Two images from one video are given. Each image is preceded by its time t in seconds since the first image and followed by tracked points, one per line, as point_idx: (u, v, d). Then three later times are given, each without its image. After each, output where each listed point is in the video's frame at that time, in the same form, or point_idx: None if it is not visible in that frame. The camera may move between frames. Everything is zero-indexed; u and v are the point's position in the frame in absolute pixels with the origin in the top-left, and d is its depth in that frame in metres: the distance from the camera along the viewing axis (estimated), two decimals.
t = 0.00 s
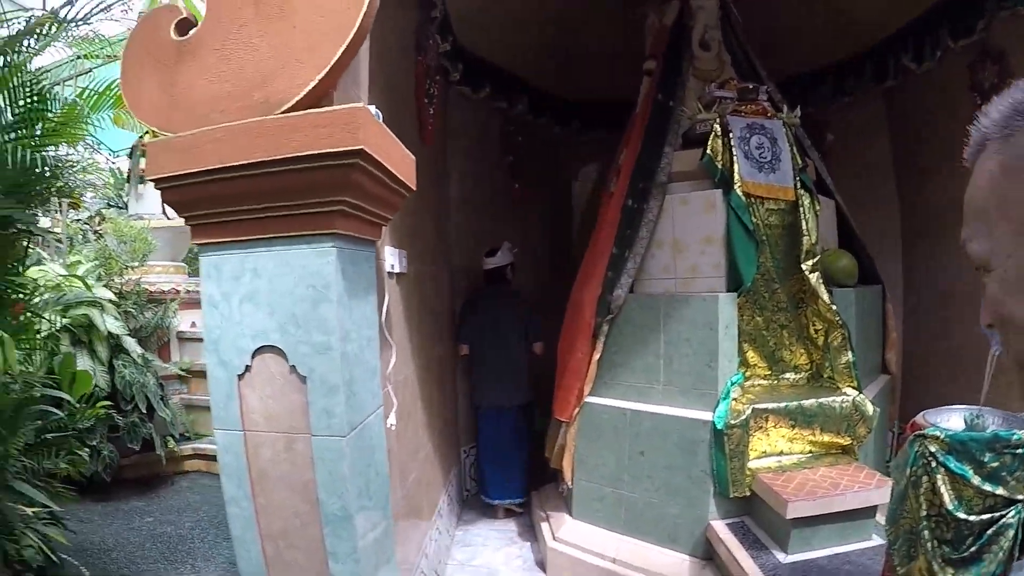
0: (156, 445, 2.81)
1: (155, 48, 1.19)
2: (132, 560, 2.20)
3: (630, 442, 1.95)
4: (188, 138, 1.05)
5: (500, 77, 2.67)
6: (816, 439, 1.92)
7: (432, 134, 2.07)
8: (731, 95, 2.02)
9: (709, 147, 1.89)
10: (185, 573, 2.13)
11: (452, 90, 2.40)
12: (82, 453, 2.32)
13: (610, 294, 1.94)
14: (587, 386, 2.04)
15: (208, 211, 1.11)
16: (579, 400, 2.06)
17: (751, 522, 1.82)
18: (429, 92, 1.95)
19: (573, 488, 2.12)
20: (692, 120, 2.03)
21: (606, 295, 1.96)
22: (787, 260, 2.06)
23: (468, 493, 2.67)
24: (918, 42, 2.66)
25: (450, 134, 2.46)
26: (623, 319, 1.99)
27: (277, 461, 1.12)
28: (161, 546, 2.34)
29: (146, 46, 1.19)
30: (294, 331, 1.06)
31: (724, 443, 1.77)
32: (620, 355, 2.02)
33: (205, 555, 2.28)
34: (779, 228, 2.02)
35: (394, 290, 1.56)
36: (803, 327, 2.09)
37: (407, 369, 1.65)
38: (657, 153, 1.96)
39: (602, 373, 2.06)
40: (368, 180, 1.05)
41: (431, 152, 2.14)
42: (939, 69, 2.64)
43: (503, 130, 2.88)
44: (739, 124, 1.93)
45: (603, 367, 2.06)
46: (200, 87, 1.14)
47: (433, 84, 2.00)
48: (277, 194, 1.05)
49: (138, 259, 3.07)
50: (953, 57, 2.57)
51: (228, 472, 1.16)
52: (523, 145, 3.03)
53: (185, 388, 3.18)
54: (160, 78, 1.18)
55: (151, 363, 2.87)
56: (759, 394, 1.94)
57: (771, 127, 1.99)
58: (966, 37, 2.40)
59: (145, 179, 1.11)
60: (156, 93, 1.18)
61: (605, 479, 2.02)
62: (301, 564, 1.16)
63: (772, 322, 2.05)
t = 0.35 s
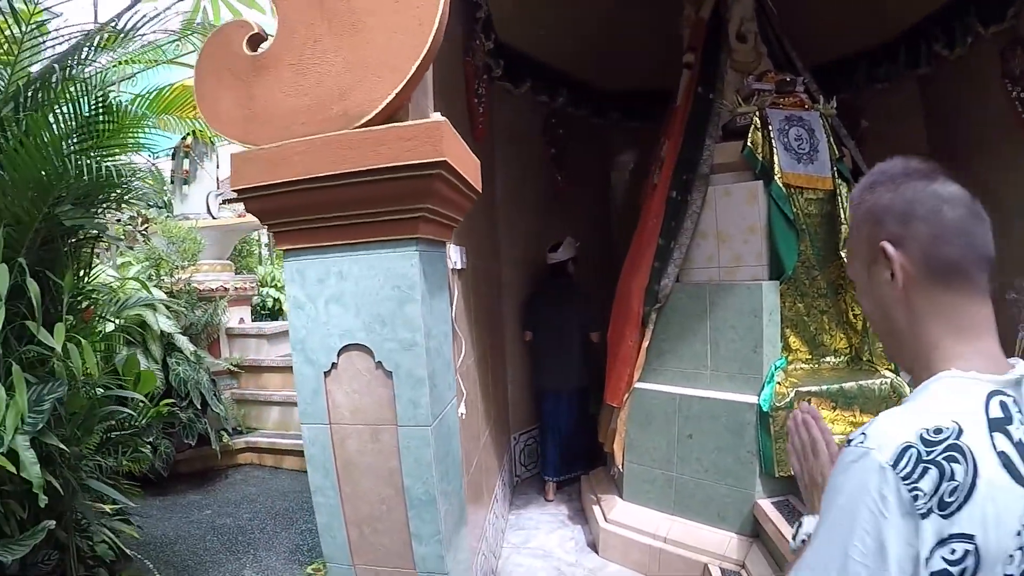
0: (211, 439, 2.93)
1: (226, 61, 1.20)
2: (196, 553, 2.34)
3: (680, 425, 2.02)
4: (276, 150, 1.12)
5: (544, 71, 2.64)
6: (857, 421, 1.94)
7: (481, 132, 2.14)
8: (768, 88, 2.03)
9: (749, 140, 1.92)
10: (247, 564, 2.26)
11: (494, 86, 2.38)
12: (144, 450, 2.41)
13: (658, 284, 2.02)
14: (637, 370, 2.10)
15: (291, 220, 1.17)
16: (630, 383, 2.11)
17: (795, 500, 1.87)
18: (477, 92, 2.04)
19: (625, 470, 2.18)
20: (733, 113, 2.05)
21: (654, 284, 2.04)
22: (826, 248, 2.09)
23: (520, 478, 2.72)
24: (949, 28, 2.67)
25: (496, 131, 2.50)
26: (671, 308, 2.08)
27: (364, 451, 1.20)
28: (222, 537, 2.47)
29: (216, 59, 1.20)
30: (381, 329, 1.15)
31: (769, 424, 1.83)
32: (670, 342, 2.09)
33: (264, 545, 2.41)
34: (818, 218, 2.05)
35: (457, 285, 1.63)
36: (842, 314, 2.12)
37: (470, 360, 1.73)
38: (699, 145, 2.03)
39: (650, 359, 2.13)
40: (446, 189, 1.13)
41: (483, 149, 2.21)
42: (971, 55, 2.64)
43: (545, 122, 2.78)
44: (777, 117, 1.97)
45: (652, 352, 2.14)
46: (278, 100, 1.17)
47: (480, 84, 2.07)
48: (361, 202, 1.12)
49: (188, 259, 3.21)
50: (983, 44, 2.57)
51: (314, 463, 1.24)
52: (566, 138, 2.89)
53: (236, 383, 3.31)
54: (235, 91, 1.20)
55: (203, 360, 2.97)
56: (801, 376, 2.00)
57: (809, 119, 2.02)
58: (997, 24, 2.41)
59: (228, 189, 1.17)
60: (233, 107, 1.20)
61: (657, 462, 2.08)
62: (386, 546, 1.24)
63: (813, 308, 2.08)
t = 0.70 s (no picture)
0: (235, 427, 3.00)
1: (288, 67, 1.25)
2: (226, 539, 2.44)
3: (699, 422, 2.10)
4: (341, 155, 1.19)
5: (571, 74, 2.70)
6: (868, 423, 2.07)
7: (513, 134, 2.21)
8: (794, 101, 2.12)
9: (773, 151, 2.00)
10: (276, 550, 2.37)
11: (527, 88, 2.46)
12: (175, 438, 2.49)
13: (682, 287, 2.10)
14: (659, 369, 2.17)
15: (349, 221, 1.24)
16: (652, 382, 2.18)
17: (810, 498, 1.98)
18: (512, 96, 2.13)
19: (644, 466, 2.27)
20: (758, 125, 2.14)
21: (678, 287, 2.11)
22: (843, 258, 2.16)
23: (539, 470, 2.78)
24: (973, 46, 2.75)
25: (530, 129, 2.53)
26: (694, 310, 2.14)
27: (414, 441, 1.29)
28: (250, 524, 2.57)
29: (278, 65, 1.25)
30: (435, 327, 1.24)
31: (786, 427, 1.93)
32: (691, 343, 2.16)
33: (291, 532, 2.51)
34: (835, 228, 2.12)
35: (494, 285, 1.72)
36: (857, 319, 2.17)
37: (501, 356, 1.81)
38: (724, 156, 2.11)
39: (671, 359, 2.21)
40: (500, 199, 1.22)
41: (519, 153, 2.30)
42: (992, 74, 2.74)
43: (574, 124, 2.85)
44: (801, 131, 2.05)
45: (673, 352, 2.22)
46: (340, 106, 1.24)
47: (515, 88, 2.16)
48: (419, 207, 1.20)
49: (216, 249, 3.32)
50: (1003, 65, 2.73)
51: (364, 451, 1.32)
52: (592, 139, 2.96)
53: (259, 372, 3.40)
54: (297, 95, 1.25)
55: (228, 348, 3.06)
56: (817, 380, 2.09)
57: (831, 134, 2.11)
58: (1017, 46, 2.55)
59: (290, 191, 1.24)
60: (295, 111, 1.25)
61: (675, 458, 2.16)
62: (430, 531, 1.33)
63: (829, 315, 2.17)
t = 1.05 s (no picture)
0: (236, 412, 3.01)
1: (315, 64, 1.31)
2: (231, 522, 2.51)
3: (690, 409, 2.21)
4: (369, 151, 1.26)
5: (574, 70, 2.76)
6: (847, 411, 2.19)
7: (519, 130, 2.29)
8: (788, 105, 2.21)
9: (766, 153, 2.12)
10: (281, 532, 2.44)
11: (532, 84, 2.53)
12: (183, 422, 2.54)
13: (676, 279, 2.16)
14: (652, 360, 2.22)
15: (374, 212, 1.32)
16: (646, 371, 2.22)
17: (793, 482, 2.17)
18: (518, 95, 2.21)
19: (636, 451, 2.38)
20: (752, 126, 2.25)
21: (672, 280, 2.17)
22: (829, 256, 2.29)
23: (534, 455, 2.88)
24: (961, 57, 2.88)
25: (532, 123, 2.59)
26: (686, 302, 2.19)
27: (431, 420, 1.38)
28: (252, 507, 2.63)
29: (305, 62, 1.31)
30: (453, 313, 1.33)
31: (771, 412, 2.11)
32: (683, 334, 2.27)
33: (294, 514, 2.58)
34: (824, 227, 2.24)
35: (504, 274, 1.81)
36: (841, 314, 2.30)
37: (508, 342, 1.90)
38: (720, 155, 2.21)
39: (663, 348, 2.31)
40: (517, 195, 1.31)
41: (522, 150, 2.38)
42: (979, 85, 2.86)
43: (572, 118, 2.89)
44: (793, 134, 2.16)
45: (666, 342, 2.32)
46: (367, 103, 1.31)
47: (520, 87, 2.24)
48: (441, 201, 1.28)
49: (218, 236, 3.45)
50: (992, 77, 2.79)
51: (384, 429, 1.40)
52: (591, 134, 3.04)
53: (258, 359, 3.45)
54: (325, 92, 1.32)
55: (227, 334, 3.08)
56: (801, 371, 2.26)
57: (823, 138, 2.22)
58: (1005, 59, 2.63)
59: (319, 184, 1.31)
60: (323, 108, 1.32)
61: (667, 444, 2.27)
62: (444, 505, 1.42)
63: (814, 309, 2.33)
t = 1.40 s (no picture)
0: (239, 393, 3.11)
1: (320, 57, 1.36)
2: (240, 499, 2.59)
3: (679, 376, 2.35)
4: (375, 139, 1.35)
5: (562, 49, 2.77)
6: (830, 374, 2.29)
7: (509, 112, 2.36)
8: (769, 82, 2.31)
9: (749, 129, 2.21)
10: (289, 507, 2.53)
11: (520, 67, 2.59)
12: (192, 405, 2.63)
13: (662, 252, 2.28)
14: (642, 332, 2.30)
15: (379, 196, 1.41)
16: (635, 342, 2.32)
17: (778, 442, 2.26)
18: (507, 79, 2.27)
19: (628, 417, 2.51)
20: (736, 103, 2.31)
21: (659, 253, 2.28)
22: (811, 227, 2.38)
23: (530, 426, 3.00)
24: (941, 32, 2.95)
25: (522, 105, 2.64)
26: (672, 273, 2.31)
27: (439, 388, 1.50)
28: (260, 484, 2.72)
29: (310, 55, 1.36)
30: (457, 288, 1.43)
31: (757, 375, 2.16)
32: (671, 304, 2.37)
33: (300, 489, 2.67)
34: (805, 200, 2.33)
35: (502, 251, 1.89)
36: (823, 283, 2.40)
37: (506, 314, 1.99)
38: (704, 132, 2.29)
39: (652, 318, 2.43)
40: (514, 176, 1.41)
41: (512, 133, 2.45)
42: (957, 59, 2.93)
43: (560, 96, 2.92)
44: (774, 110, 2.23)
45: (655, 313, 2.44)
46: (371, 94, 1.37)
47: (509, 71, 2.30)
48: (443, 184, 1.37)
49: (215, 222, 3.51)
50: (970, 52, 2.87)
51: (394, 398, 1.52)
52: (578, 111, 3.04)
53: (257, 341, 3.50)
54: (330, 85, 1.37)
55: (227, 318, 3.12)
56: (785, 337, 2.33)
57: (803, 113, 2.30)
58: (982, 36, 2.67)
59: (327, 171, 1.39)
60: (328, 101, 1.37)
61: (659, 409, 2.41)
62: (451, 467, 1.54)
63: (798, 278, 2.40)
